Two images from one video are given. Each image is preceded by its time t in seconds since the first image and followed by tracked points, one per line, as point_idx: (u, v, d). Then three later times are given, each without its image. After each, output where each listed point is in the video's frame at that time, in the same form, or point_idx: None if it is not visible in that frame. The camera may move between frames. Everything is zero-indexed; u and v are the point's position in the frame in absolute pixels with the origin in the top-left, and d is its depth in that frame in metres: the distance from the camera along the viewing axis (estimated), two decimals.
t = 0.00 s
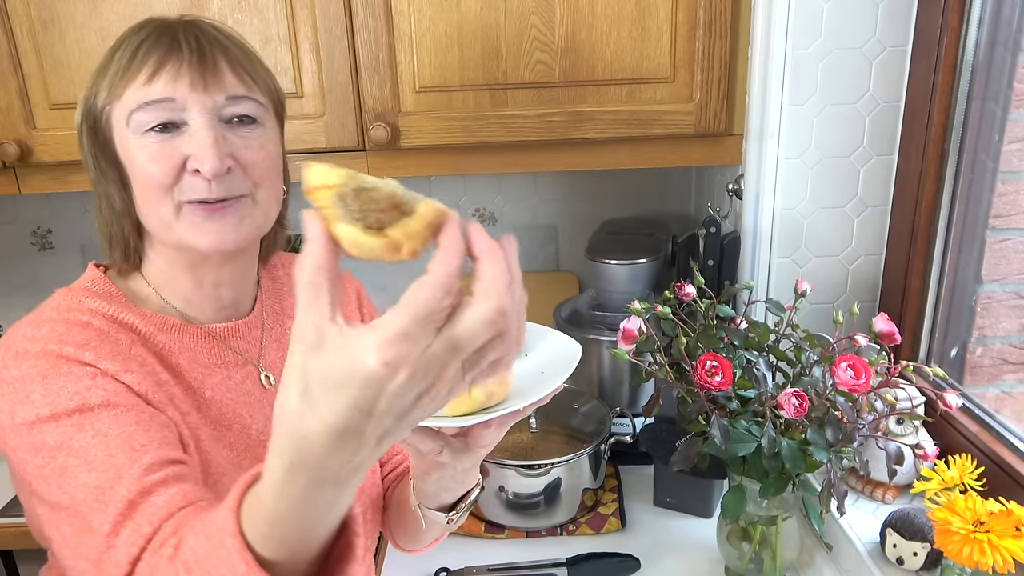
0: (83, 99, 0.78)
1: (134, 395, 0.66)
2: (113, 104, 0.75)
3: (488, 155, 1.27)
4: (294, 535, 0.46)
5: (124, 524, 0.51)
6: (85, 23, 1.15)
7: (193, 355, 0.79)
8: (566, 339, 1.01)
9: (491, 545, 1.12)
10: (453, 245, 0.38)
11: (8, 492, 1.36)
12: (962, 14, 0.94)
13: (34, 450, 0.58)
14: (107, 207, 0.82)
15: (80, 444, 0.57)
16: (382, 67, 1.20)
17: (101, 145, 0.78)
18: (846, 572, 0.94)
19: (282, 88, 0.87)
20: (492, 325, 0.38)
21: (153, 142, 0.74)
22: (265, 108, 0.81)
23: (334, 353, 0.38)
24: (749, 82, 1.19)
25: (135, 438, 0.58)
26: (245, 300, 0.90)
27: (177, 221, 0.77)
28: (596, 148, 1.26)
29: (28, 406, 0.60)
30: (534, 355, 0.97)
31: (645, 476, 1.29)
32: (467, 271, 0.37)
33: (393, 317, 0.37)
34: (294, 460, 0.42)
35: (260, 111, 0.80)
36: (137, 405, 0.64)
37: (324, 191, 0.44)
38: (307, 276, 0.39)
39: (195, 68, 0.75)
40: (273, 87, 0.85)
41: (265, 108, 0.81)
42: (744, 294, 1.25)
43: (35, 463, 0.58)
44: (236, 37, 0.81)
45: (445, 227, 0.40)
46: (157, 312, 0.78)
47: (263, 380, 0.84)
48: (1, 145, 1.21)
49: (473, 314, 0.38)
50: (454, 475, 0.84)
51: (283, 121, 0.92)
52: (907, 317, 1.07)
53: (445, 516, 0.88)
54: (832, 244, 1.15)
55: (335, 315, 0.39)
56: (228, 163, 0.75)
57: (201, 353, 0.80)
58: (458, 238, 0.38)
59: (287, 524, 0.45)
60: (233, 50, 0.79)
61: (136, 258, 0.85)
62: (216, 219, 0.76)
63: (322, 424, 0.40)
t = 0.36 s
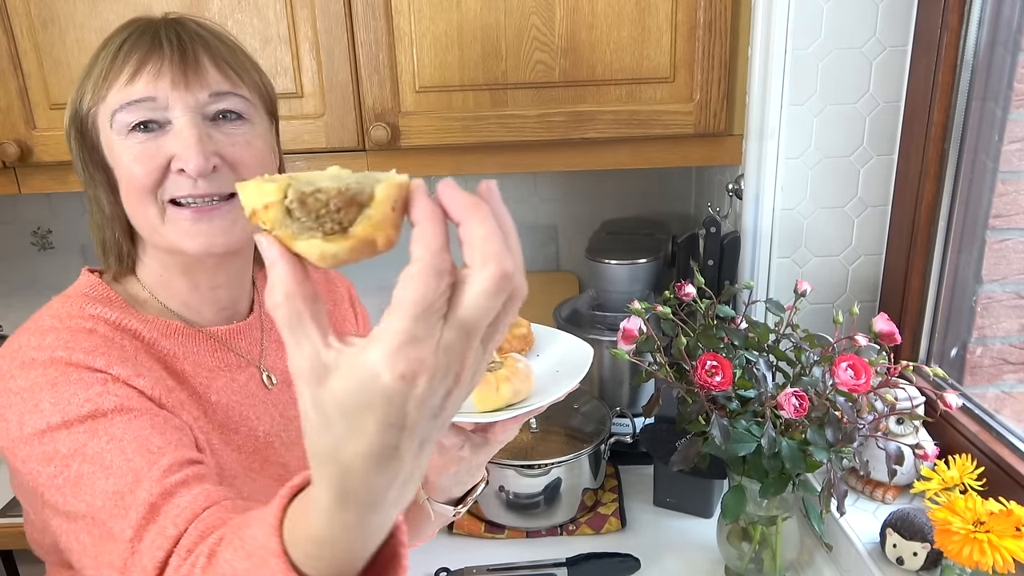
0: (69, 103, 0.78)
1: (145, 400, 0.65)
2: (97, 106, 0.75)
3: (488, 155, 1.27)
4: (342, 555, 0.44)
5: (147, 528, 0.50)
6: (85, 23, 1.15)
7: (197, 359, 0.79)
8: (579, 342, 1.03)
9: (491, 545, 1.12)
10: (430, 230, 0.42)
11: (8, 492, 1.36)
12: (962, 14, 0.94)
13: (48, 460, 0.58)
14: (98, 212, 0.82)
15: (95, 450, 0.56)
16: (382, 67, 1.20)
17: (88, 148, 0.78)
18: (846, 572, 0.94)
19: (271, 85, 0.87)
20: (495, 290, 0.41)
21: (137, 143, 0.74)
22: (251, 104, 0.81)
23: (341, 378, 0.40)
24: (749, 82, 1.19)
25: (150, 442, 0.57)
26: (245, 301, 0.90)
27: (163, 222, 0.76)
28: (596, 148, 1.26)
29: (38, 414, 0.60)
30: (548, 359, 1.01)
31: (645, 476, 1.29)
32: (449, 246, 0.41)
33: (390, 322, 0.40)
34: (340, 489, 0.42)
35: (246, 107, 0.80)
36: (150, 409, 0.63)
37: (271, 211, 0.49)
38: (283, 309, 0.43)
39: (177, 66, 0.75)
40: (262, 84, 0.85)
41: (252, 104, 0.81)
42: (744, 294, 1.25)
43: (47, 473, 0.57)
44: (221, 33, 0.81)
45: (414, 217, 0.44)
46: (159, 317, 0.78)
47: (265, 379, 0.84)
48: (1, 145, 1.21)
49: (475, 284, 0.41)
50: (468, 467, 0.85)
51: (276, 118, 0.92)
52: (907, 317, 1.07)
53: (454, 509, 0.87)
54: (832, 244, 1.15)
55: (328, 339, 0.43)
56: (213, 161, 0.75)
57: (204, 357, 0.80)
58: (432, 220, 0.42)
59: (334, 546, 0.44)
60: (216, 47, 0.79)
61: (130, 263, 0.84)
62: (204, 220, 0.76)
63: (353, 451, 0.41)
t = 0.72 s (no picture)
0: (68, 104, 0.78)
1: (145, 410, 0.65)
2: (97, 107, 0.75)
3: (488, 155, 1.27)
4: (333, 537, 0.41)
5: (144, 543, 0.50)
6: (85, 23, 1.15)
7: (200, 365, 0.80)
8: (589, 333, 1.02)
9: (491, 545, 1.12)
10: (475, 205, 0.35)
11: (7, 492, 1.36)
12: (962, 14, 0.94)
13: (45, 470, 0.58)
14: (99, 216, 0.82)
15: (93, 463, 0.56)
16: (382, 67, 1.20)
17: (88, 151, 0.78)
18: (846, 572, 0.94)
19: (273, 83, 0.87)
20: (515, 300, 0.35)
21: (140, 144, 0.74)
22: (255, 103, 0.81)
23: (334, 330, 0.34)
24: (749, 82, 1.19)
25: (148, 456, 0.57)
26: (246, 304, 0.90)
27: (168, 225, 0.76)
28: (596, 148, 1.26)
29: (36, 424, 0.60)
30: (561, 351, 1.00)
31: (645, 476, 1.29)
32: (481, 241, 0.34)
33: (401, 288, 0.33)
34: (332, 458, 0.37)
35: (249, 107, 0.80)
36: (150, 420, 0.63)
37: (326, 160, 0.43)
38: (313, 255, 0.37)
39: (179, 66, 0.75)
40: (263, 83, 0.85)
41: (255, 103, 0.81)
42: (744, 294, 1.25)
43: (43, 484, 0.57)
44: (222, 32, 0.81)
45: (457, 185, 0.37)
46: (161, 323, 0.78)
47: (268, 384, 0.85)
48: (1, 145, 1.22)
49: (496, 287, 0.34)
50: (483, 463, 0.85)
51: (277, 117, 0.92)
52: (907, 317, 1.07)
53: (467, 506, 0.88)
54: (833, 244, 1.15)
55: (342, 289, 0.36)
56: (218, 162, 0.75)
57: (207, 363, 0.81)
58: (473, 192, 0.36)
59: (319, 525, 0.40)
60: (218, 46, 0.78)
61: (132, 267, 0.84)
62: (211, 221, 0.76)
63: (336, 415, 0.36)
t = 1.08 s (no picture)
0: (69, 104, 0.77)
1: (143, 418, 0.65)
2: (100, 107, 0.75)
3: (488, 155, 1.27)
4: (324, 503, 0.46)
5: (144, 557, 0.51)
6: (85, 23, 1.15)
7: (199, 366, 0.80)
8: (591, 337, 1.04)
9: (491, 545, 1.12)
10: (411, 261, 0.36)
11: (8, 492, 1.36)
12: (962, 14, 0.94)
13: (42, 479, 0.58)
14: (100, 215, 0.82)
15: (93, 472, 0.57)
16: (382, 67, 1.20)
17: (90, 152, 0.78)
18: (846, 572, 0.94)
19: (276, 85, 0.87)
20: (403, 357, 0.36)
21: (141, 145, 0.74)
22: (258, 105, 0.81)
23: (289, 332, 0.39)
24: (749, 82, 1.19)
25: (148, 467, 0.58)
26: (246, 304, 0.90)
27: (169, 225, 0.76)
28: (597, 148, 1.26)
29: (34, 432, 0.60)
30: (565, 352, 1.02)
31: (645, 476, 1.29)
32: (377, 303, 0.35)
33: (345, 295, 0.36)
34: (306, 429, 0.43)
35: (252, 109, 0.80)
36: (148, 431, 0.63)
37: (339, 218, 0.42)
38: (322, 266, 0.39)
39: (182, 67, 0.75)
40: (266, 84, 0.85)
41: (258, 105, 0.81)
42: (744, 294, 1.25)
43: (41, 492, 0.58)
44: (225, 33, 0.81)
45: (407, 247, 0.38)
46: (160, 325, 0.78)
47: (268, 386, 0.85)
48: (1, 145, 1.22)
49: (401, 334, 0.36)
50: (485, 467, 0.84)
51: (279, 118, 0.91)
52: (907, 317, 1.07)
53: (467, 510, 0.88)
54: (832, 244, 1.15)
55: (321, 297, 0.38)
56: (221, 164, 0.75)
57: (205, 365, 0.80)
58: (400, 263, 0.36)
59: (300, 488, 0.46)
60: (221, 47, 0.78)
61: (132, 267, 0.84)
62: (212, 221, 0.76)
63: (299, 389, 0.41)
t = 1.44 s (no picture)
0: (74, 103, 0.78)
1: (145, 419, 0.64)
2: (103, 106, 0.75)
3: (488, 155, 1.27)
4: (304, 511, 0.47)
5: (150, 558, 0.52)
6: (85, 23, 1.15)
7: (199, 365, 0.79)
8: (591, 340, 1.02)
9: (491, 545, 1.12)
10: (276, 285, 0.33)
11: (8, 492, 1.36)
12: (962, 14, 0.94)
13: (43, 481, 0.59)
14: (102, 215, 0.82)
15: (95, 476, 0.57)
16: (382, 67, 1.20)
17: (94, 151, 0.78)
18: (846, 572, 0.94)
19: (278, 85, 0.87)
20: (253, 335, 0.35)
21: (144, 144, 0.74)
22: (260, 105, 0.81)
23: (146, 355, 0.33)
24: (749, 82, 1.19)
25: (150, 471, 0.58)
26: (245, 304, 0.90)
27: (170, 224, 0.76)
28: (597, 148, 1.26)
29: (35, 435, 0.60)
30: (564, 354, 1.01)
31: (645, 476, 1.29)
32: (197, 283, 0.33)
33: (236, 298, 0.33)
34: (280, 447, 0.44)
35: (254, 109, 0.80)
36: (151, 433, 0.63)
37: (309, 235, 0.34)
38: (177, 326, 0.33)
39: (185, 67, 0.75)
40: (268, 84, 0.85)
41: (260, 106, 0.81)
42: (744, 294, 1.25)
43: (42, 493, 0.59)
44: (227, 34, 0.81)
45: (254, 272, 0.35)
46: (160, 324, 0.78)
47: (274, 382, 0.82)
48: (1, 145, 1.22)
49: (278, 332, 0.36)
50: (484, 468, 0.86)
51: (280, 118, 0.91)
52: (907, 317, 1.07)
53: (465, 512, 0.88)
54: (832, 244, 1.15)
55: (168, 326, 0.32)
56: (222, 163, 0.75)
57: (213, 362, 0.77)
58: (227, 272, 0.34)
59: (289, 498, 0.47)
60: (223, 47, 0.78)
61: (133, 266, 0.84)
62: (212, 220, 0.76)
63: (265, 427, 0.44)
